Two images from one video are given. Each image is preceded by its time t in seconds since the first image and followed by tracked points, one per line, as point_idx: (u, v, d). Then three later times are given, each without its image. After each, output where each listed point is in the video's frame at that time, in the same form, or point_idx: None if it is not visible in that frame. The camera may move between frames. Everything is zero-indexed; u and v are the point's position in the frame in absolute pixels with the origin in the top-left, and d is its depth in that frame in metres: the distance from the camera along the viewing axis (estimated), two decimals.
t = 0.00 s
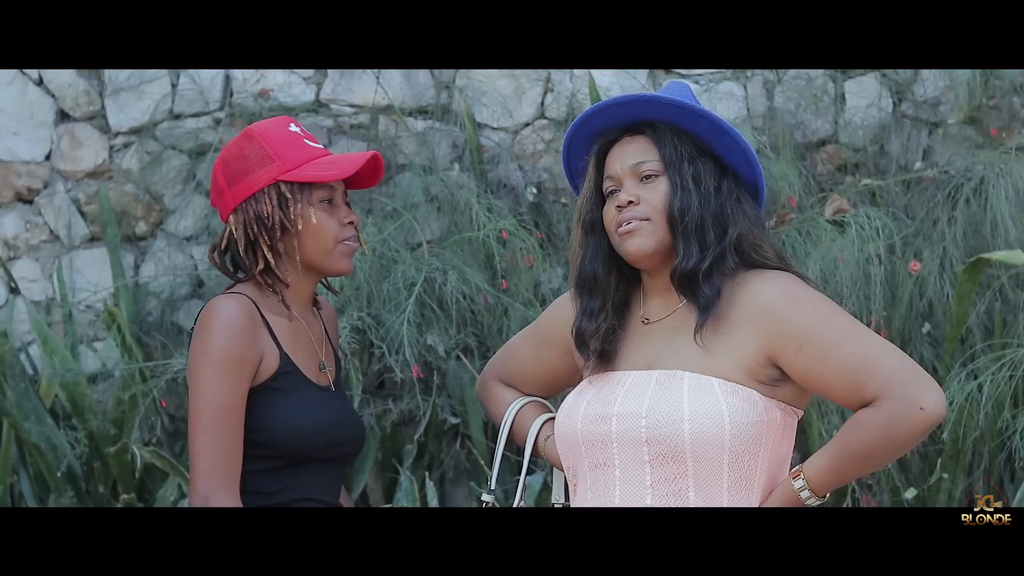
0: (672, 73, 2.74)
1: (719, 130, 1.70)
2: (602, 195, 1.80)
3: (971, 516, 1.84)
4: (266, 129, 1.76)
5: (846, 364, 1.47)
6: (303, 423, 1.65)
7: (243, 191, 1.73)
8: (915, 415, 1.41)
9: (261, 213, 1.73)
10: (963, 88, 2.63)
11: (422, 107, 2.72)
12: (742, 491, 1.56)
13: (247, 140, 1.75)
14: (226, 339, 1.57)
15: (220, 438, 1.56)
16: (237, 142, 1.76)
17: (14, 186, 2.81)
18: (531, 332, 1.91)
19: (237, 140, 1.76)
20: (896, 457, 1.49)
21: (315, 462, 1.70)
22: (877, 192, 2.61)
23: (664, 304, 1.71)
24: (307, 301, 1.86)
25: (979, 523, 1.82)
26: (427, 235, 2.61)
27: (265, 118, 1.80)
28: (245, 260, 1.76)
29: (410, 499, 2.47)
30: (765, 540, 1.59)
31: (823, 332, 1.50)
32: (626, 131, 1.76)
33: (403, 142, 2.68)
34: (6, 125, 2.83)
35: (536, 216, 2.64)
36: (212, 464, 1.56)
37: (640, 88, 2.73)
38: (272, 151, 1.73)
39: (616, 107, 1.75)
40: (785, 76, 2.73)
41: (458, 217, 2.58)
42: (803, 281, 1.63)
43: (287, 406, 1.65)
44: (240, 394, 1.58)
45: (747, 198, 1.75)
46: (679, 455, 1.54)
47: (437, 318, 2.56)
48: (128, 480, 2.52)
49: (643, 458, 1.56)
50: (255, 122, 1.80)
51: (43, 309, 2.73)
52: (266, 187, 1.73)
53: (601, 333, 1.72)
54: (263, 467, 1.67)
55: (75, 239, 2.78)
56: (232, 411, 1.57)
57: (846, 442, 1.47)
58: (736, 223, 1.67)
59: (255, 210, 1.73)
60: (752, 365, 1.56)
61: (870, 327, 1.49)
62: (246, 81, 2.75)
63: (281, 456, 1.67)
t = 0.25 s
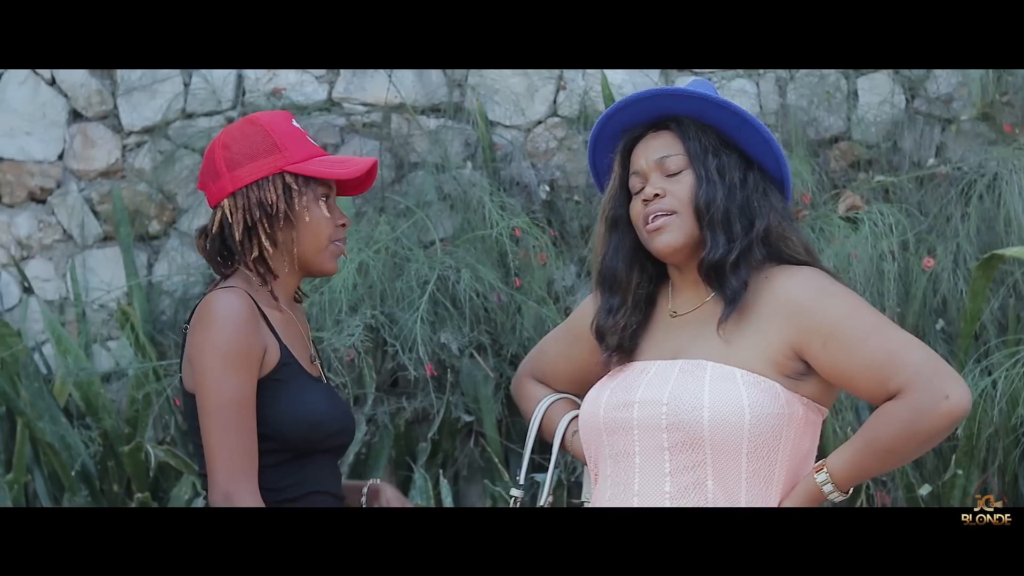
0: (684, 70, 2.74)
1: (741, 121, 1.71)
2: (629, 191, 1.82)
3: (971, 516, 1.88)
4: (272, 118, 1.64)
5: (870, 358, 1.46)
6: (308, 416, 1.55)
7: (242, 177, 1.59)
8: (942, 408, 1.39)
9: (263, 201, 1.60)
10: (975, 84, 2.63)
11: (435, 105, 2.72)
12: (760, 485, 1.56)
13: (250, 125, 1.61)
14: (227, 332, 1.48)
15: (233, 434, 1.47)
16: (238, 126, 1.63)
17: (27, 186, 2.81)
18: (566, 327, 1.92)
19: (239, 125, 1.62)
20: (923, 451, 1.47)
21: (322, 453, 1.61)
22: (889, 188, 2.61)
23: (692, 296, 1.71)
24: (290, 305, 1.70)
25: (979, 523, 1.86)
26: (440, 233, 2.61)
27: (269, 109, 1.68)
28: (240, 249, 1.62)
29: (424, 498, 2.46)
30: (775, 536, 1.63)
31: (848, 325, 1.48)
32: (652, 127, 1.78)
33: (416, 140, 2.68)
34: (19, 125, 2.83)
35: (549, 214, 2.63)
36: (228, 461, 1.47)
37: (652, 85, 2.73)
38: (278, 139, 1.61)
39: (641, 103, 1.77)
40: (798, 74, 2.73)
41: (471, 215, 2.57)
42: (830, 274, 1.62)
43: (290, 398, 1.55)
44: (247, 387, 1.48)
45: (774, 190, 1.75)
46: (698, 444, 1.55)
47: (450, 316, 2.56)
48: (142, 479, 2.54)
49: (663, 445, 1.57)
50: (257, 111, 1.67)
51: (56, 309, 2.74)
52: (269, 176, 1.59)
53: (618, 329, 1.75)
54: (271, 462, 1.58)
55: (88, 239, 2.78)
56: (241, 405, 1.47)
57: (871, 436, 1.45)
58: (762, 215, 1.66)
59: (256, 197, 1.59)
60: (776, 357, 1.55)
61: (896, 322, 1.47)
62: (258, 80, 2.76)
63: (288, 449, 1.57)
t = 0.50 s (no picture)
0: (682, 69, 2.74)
1: (748, 114, 1.70)
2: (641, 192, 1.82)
3: (971, 516, 1.87)
4: (262, 113, 1.60)
5: (891, 354, 1.42)
6: (300, 413, 1.53)
7: (233, 169, 1.54)
8: (964, 402, 1.36)
9: (254, 193, 1.54)
10: (973, 84, 2.63)
11: (432, 103, 2.72)
12: (788, 486, 1.52)
13: (241, 117, 1.57)
14: (212, 330, 1.44)
15: (210, 433, 1.42)
16: (227, 118, 1.57)
17: (24, 183, 2.81)
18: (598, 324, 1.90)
19: (229, 117, 1.57)
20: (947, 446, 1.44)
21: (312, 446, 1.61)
22: (887, 188, 2.61)
23: (710, 295, 1.70)
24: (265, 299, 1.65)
25: (979, 523, 1.85)
26: (437, 231, 2.61)
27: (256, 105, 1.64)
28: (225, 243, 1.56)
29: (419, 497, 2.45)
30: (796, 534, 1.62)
31: (868, 320, 1.45)
32: (659, 126, 1.78)
33: (414, 138, 2.68)
34: (16, 122, 2.83)
35: (547, 213, 2.63)
36: (205, 460, 1.42)
37: (650, 84, 2.74)
38: (269, 133, 1.57)
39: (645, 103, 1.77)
40: (796, 73, 2.75)
41: (468, 214, 2.57)
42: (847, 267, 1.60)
43: (280, 394, 1.53)
44: (230, 387, 1.44)
45: (787, 182, 1.74)
46: (723, 446, 1.52)
47: (447, 315, 2.56)
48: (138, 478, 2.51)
49: (688, 448, 1.54)
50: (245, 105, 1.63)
51: (52, 306, 2.73)
52: (261, 170, 1.55)
53: (639, 331, 1.74)
54: (263, 460, 1.55)
55: (85, 236, 2.78)
56: (221, 404, 1.42)
57: (893, 434, 1.42)
58: (775, 208, 1.65)
59: (248, 188, 1.54)
60: (796, 355, 1.53)
61: (916, 315, 1.44)
62: (256, 77, 2.77)
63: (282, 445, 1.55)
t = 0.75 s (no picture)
0: (671, 68, 2.74)
1: (752, 111, 1.70)
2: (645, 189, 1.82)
3: (971, 516, 1.79)
4: (248, 113, 1.59)
5: (882, 352, 1.41)
6: (290, 412, 1.53)
7: (221, 162, 1.52)
8: (953, 401, 1.33)
9: (242, 187, 1.53)
10: (962, 83, 2.64)
11: (421, 101, 2.73)
12: (785, 486, 1.52)
13: (228, 115, 1.55)
14: (202, 326, 1.41)
15: (199, 431, 1.39)
16: (213, 116, 1.56)
17: (12, 181, 2.81)
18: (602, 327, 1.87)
19: (215, 114, 1.56)
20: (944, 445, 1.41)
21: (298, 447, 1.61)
22: (876, 187, 2.61)
23: (714, 294, 1.70)
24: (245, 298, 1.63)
25: (979, 523, 1.77)
26: (426, 230, 2.61)
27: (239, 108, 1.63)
28: (210, 238, 1.54)
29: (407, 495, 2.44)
30: (805, 536, 1.59)
31: (861, 318, 1.44)
32: (664, 123, 1.79)
33: (402, 136, 2.68)
34: (5, 120, 2.82)
35: (536, 211, 2.64)
36: (193, 458, 1.40)
37: (639, 83, 2.74)
38: (257, 130, 1.56)
39: (650, 100, 1.78)
40: (785, 72, 2.76)
41: (457, 212, 2.57)
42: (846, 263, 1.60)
43: (271, 393, 1.52)
44: (220, 384, 1.41)
45: (790, 178, 1.73)
46: (719, 448, 1.53)
47: (436, 313, 2.55)
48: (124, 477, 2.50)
49: (685, 451, 1.56)
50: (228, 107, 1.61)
51: (40, 304, 2.73)
52: (249, 165, 1.53)
53: (646, 329, 1.75)
54: (257, 459, 1.55)
55: (74, 234, 2.78)
56: (210, 403, 1.40)
57: (884, 432, 1.41)
58: (777, 204, 1.65)
59: (236, 182, 1.52)
60: (793, 352, 1.53)
61: (910, 311, 1.41)
62: (245, 75, 2.77)
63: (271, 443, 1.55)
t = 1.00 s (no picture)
0: (670, 71, 2.74)
1: (752, 117, 1.70)
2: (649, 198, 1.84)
3: (971, 516, 1.79)
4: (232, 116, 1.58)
5: (879, 355, 1.40)
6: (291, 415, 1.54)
7: (213, 163, 1.50)
8: (949, 404, 1.32)
9: (236, 186, 1.51)
10: (963, 86, 2.63)
11: (421, 105, 2.73)
12: (783, 490, 1.51)
13: (214, 118, 1.54)
14: (210, 325, 1.40)
15: (212, 429, 1.37)
16: (198, 121, 1.55)
17: (12, 185, 2.80)
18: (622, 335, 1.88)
19: (200, 120, 1.55)
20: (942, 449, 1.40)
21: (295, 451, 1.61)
22: (876, 190, 2.61)
23: (719, 299, 1.71)
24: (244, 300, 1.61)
25: (979, 523, 1.76)
26: (426, 233, 2.61)
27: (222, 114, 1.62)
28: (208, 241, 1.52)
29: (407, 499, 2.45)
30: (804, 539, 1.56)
31: (859, 321, 1.43)
32: (666, 132, 1.80)
33: (402, 140, 2.69)
34: (4, 123, 2.82)
35: (536, 214, 2.64)
36: (208, 458, 1.38)
37: (639, 86, 2.74)
38: (246, 131, 1.55)
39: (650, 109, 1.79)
40: (785, 75, 2.76)
41: (457, 216, 2.57)
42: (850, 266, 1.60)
43: (273, 394, 1.53)
44: (230, 383, 1.40)
45: (794, 181, 1.74)
46: (716, 451, 1.53)
47: (436, 317, 2.55)
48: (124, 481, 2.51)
49: (684, 453, 1.56)
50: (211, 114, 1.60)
51: (41, 308, 2.73)
52: (240, 164, 1.52)
53: (653, 338, 1.78)
54: (257, 462, 1.54)
55: (73, 238, 2.77)
56: (222, 400, 1.38)
57: (882, 435, 1.40)
58: (781, 209, 1.65)
59: (229, 181, 1.51)
60: (793, 357, 1.52)
61: (909, 315, 1.40)
62: (245, 79, 2.77)
63: (271, 445, 1.55)
